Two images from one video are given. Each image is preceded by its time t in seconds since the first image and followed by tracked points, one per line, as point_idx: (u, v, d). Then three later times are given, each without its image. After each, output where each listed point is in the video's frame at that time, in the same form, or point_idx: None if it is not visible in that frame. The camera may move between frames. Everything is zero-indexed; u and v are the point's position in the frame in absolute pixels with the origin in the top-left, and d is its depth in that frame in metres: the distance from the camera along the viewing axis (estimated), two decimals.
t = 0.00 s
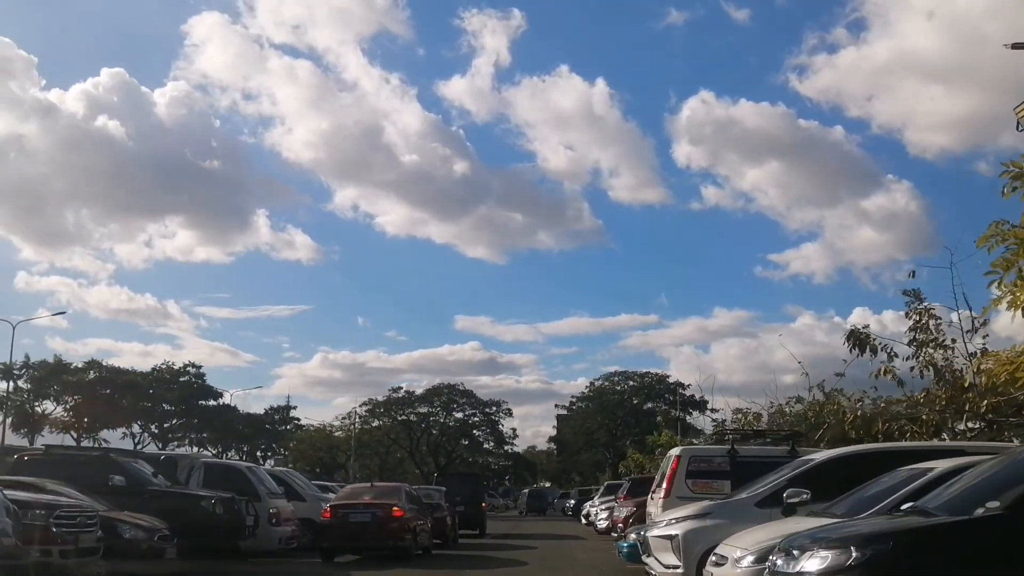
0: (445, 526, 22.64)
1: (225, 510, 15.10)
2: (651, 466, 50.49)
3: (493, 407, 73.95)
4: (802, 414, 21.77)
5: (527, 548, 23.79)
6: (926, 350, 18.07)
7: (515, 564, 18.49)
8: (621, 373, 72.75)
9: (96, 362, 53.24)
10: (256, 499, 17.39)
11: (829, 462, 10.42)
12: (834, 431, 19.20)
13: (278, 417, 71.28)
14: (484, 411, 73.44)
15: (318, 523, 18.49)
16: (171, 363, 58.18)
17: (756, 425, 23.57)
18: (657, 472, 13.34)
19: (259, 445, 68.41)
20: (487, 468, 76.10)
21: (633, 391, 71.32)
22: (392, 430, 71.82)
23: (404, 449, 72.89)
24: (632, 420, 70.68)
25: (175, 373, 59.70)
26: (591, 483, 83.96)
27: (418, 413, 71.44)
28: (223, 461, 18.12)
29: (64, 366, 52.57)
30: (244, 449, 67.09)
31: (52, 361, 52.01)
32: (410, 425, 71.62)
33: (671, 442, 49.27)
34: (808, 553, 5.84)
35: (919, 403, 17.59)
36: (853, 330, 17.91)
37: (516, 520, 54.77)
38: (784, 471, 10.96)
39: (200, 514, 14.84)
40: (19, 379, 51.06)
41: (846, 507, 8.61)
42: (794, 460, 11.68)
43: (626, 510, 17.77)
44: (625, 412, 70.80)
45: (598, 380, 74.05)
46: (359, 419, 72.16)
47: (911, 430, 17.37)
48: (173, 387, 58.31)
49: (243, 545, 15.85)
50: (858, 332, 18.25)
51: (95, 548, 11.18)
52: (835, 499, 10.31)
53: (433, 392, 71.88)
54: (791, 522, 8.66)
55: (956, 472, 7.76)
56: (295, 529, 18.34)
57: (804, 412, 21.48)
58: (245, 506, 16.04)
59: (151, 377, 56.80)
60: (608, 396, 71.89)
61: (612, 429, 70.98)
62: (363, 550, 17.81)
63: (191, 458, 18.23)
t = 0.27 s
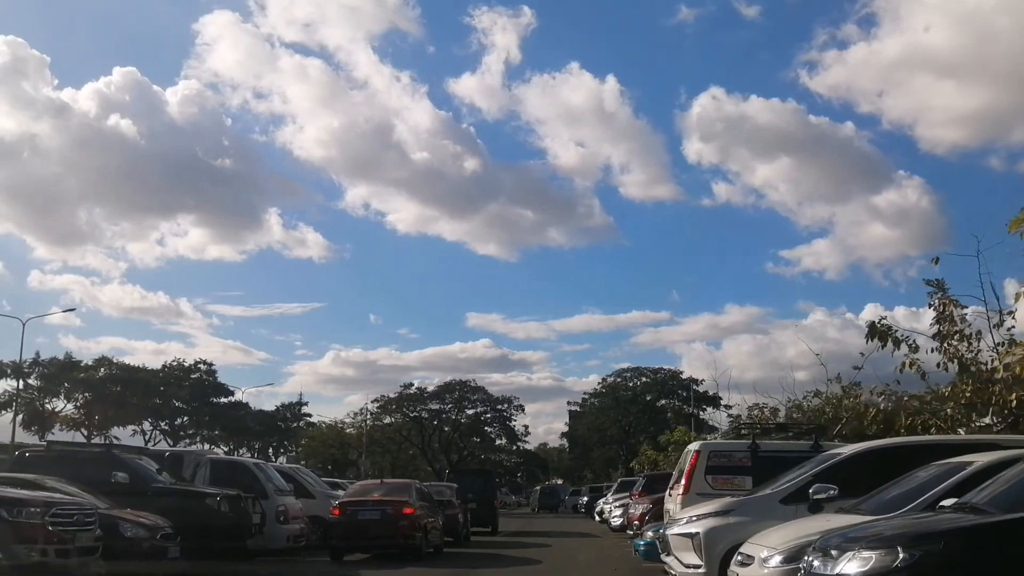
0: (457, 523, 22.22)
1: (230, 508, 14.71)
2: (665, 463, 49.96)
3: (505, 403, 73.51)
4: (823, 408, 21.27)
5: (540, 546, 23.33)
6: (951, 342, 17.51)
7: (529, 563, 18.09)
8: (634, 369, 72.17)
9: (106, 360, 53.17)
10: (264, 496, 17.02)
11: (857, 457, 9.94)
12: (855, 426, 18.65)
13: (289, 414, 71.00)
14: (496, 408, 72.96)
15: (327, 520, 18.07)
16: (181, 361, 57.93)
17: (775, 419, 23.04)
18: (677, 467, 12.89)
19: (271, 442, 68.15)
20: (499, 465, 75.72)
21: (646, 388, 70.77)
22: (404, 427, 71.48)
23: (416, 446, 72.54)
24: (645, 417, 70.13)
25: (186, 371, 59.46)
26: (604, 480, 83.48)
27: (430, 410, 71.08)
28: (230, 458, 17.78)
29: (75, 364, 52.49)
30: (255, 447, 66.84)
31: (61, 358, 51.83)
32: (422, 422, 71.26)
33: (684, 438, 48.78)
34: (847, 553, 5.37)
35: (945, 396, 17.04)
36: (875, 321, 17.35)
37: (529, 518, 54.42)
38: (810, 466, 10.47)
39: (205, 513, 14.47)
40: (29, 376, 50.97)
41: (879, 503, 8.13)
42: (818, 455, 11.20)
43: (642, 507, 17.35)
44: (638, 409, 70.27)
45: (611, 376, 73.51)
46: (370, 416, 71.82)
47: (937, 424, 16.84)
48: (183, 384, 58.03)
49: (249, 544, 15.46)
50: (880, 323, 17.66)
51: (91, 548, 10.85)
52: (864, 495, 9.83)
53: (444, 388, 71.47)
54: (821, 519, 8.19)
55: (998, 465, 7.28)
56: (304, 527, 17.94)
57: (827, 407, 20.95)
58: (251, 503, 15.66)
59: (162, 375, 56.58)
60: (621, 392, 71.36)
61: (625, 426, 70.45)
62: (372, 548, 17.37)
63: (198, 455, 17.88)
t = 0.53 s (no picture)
0: (469, 517, 21.84)
1: (235, 501, 14.31)
2: (679, 455, 49.47)
3: (517, 395, 73.09)
4: (842, 397, 20.76)
5: (554, 539, 22.88)
6: (976, 328, 16.97)
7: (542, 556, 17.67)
8: (647, 360, 71.66)
9: (116, 353, 53.10)
10: (270, 489, 16.62)
11: (887, 445, 9.45)
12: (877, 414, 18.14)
13: (300, 406, 70.73)
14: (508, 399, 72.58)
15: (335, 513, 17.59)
16: (192, 354, 57.65)
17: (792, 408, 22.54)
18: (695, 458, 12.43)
19: (282, 435, 67.90)
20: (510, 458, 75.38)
21: (658, 379, 70.26)
22: (415, 420, 71.16)
23: (427, 438, 72.22)
24: (658, 408, 69.67)
25: (196, 363, 59.13)
26: (616, 472, 83.13)
27: (441, 402, 70.75)
28: (236, 449, 17.38)
29: (84, 357, 52.33)
30: (266, 440, 66.59)
31: (70, 352, 51.71)
32: (433, 414, 70.93)
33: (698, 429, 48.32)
34: (893, 549, 4.90)
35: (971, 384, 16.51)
36: (897, 308, 16.80)
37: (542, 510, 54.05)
38: (838, 455, 9.99)
39: (210, 505, 14.07)
40: (38, 370, 50.80)
41: (915, 494, 7.65)
42: (845, 444, 10.72)
43: (659, 499, 16.92)
44: (651, 400, 69.80)
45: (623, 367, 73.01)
46: (381, 408, 71.52)
47: (962, 412, 16.32)
48: (194, 377, 57.77)
49: (256, 537, 15.06)
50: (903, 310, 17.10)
51: (89, 542, 10.46)
52: (895, 486, 9.35)
53: (456, 380, 71.10)
54: (854, 510, 7.71)
55: None
56: (312, 520, 17.53)
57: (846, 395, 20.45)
58: (258, 496, 15.25)
59: (172, 368, 56.42)
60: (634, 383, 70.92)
61: (638, 417, 69.98)
62: (381, 541, 16.88)
63: (203, 447, 17.50)
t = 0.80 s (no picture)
0: (476, 516, 21.40)
1: (235, 501, 13.88)
2: (688, 452, 49.04)
3: (524, 393, 72.64)
4: (858, 391, 20.26)
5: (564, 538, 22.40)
6: (997, 319, 16.47)
7: (551, 556, 17.22)
8: (655, 357, 71.16)
9: (121, 353, 52.85)
10: (272, 489, 16.20)
11: (915, 438, 8.98)
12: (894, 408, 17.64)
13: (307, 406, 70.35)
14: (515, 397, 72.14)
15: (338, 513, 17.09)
16: (197, 354, 57.32)
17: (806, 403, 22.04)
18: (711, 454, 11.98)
19: (288, 434, 67.52)
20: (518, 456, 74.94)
21: (667, 376, 69.78)
22: (422, 418, 70.77)
23: (435, 437, 71.81)
24: (667, 405, 69.17)
25: (202, 363, 58.78)
26: (624, 470, 82.67)
27: (448, 400, 70.34)
28: (237, 449, 16.97)
29: (89, 357, 52.08)
30: (273, 439, 66.23)
31: (75, 352, 51.46)
32: (440, 412, 70.51)
33: (707, 425, 47.86)
34: (944, 553, 4.45)
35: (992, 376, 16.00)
36: (916, 298, 16.27)
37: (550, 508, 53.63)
38: (862, 450, 9.52)
39: (208, 507, 13.65)
40: (42, 370, 50.51)
41: (950, 489, 7.20)
42: (868, 439, 10.25)
43: (671, 496, 16.47)
44: (660, 397, 69.30)
45: (631, 364, 72.52)
46: (388, 407, 71.13)
47: (984, 406, 15.82)
48: (199, 377, 57.36)
49: (257, 538, 14.63)
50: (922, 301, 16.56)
51: (80, 546, 10.04)
52: (923, 481, 8.88)
53: (463, 378, 70.68)
54: (884, 508, 7.26)
55: None
56: (315, 520, 17.09)
57: (861, 390, 19.95)
58: (259, 496, 14.82)
59: (178, 368, 56.10)
60: (642, 380, 70.42)
61: (646, 415, 69.49)
62: (386, 542, 16.37)
63: (204, 446, 17.11)
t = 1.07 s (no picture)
0: (479, 517, 20.95)
1: (230, 503, 13.43)
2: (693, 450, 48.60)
3: (527, 392, 72.20)
4: (869, 388, 19.78)
5: (569, 539, 21.96)
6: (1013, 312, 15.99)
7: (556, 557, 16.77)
8: (659, 355, 70.65)
9: (121, 354, 52.44)
10: (269, 489, 15.75)
11: (941, 433, 8.50)
12: (908, 405, 17.15)
13: (309, 406, 69.87)
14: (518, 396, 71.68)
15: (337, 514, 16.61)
16: (198, 354, 56.83)
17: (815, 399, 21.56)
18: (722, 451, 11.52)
19: (290, 435, 67.02)
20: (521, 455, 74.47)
21: (671, 373, 69.36)
22: (424, 418, 70.32)
23: (437, 436, 71.38)
24: (671, 404, 68.70)
25: (203, 364, 58.26)
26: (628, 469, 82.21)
27: (450, 399, 69.86)
28: (233, 449, 16.55)
29: (88, 357, 51.69)
30: (275, 440, 65.74)
31: (75, 352, 51.08)
32: (442, 412, 70.04)
33: (713, 423, 47.40)
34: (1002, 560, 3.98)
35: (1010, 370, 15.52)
36: (932, 291, 15.76)
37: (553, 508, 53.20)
38: (883, 446, 9.05)
39: (202, 509, 13.20)
40: (42, 371, 50.09)
41: (984, 485, 6.73)
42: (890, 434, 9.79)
43: (679, 496, 16.01)
44: (664, 396, 68.82)
45: (635, 363, 72.08)
46: (390, 406, 70.67)
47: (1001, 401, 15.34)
48: (200, 378, 56.93)
49: (254, 541, 14.17)
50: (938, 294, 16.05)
51: (63, 550, 9.60)
52: (951, 479, 8.41)
53: (465, 377, 70.21)
54: (914, 505, 6.79)
55: None
56: (313, 521, 16.64)
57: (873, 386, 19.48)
58: (256, 497, 14.37)
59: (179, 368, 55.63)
60: (646, 379, 69.93)
61: (651, 413, 69.00)
62: (386, 544, 15.88)
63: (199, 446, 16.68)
